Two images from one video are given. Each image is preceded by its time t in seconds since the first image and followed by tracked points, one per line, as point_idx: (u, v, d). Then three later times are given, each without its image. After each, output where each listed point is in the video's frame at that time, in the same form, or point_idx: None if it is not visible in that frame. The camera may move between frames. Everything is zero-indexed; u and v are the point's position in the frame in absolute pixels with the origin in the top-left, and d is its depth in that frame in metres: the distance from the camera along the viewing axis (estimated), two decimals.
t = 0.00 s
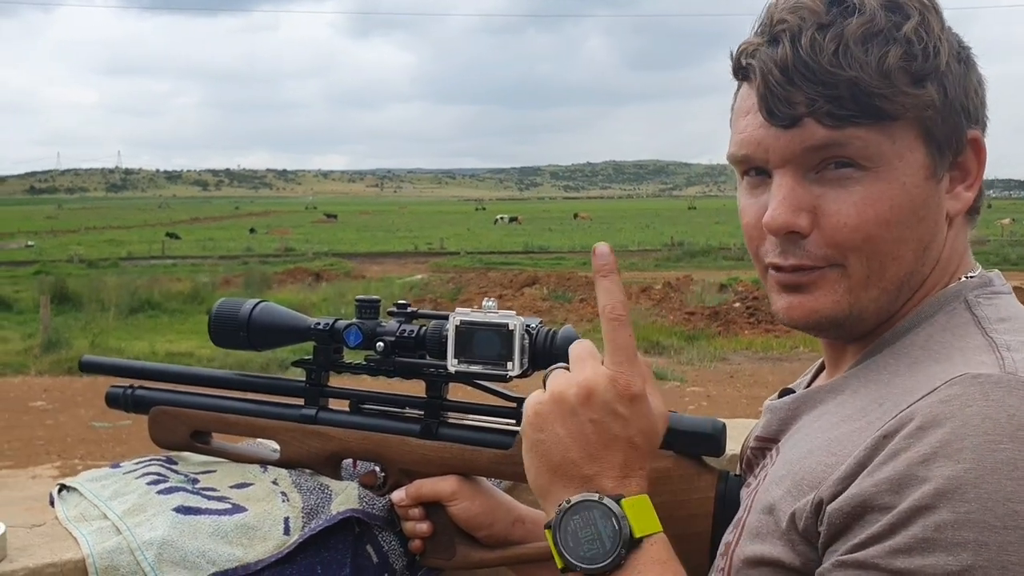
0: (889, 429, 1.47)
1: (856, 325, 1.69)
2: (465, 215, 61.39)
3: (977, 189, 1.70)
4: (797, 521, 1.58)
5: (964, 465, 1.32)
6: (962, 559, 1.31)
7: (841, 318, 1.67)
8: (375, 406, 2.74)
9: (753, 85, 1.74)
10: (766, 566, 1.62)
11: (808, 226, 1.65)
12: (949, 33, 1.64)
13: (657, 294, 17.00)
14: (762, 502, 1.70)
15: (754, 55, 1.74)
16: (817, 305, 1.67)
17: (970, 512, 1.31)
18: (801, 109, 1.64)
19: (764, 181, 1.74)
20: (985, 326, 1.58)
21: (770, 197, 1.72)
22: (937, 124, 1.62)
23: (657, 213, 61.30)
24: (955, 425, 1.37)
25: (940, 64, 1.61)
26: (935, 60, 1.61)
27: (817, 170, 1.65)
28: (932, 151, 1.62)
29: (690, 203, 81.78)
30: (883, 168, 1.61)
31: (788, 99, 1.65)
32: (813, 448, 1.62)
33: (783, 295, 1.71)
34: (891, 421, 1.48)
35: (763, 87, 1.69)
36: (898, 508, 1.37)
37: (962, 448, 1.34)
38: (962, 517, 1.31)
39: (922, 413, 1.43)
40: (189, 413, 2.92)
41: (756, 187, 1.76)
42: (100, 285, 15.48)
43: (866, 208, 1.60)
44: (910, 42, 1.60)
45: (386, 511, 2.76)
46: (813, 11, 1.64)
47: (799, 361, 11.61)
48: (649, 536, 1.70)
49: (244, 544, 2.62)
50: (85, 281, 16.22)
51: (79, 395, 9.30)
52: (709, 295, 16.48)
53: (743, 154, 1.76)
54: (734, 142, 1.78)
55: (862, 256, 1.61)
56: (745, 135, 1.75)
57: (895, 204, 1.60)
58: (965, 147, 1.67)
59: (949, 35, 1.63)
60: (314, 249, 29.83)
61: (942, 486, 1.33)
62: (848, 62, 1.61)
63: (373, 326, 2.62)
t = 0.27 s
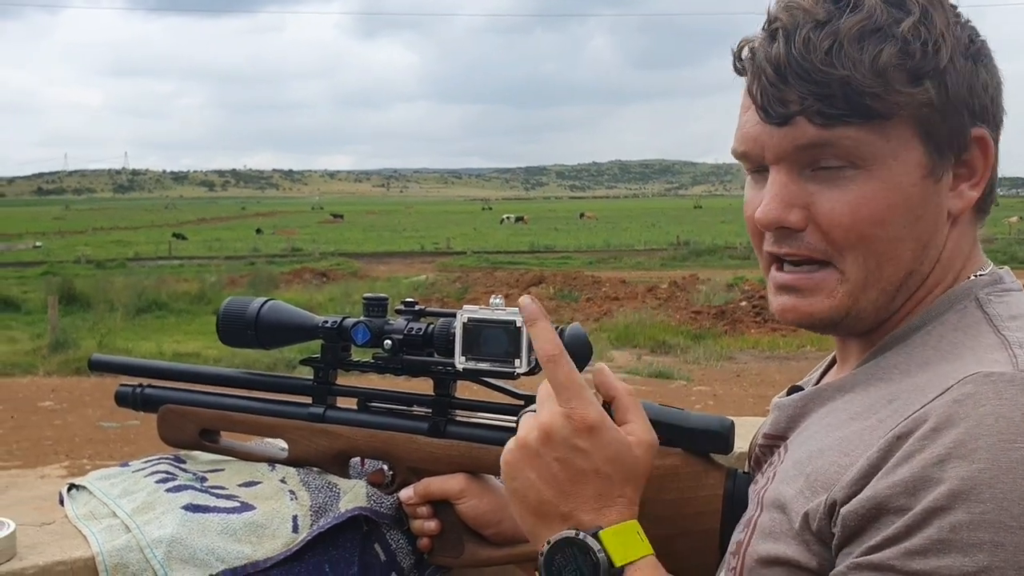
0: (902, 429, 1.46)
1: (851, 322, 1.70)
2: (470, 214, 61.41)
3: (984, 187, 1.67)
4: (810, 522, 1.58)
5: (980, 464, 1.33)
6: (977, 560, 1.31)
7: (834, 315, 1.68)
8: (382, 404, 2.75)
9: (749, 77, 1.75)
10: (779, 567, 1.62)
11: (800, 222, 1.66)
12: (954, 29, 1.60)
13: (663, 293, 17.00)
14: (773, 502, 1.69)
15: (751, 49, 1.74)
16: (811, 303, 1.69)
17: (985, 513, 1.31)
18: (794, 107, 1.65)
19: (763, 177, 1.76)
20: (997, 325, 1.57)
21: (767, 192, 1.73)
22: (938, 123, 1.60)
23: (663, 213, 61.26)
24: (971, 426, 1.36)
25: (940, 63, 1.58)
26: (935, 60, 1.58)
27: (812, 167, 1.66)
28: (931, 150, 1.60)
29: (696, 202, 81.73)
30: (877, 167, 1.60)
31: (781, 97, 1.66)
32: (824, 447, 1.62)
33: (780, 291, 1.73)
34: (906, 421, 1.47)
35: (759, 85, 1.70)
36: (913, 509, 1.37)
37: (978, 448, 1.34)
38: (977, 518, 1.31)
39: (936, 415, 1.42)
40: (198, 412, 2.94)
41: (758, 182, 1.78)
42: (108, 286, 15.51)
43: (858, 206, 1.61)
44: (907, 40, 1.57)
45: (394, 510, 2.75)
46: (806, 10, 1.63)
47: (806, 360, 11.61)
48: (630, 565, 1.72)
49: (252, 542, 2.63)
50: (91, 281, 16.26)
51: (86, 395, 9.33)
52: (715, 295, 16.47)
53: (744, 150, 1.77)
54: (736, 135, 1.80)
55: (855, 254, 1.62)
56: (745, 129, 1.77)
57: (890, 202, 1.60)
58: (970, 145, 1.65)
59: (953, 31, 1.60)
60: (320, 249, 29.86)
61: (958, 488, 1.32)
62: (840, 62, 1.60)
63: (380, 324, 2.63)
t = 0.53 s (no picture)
0: (899, 422, 1.46)
1: (858, 322, 1.69)
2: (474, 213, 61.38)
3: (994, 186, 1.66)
4: (816, 514, 1.57)
5: (961, 455, 1.32)
6: (943, 545, 1.31)
7: (840, 316, 1.67)
8: (384, 403, 2.74)
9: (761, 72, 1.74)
10: (785, 565, 1.61)
11: (810, 223, 1.64)
12: (970, 24, 1.59)
13: (667, 292, 16.98)
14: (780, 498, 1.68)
15: (764, 43, 1.73)
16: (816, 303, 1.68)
17: (955, 501, 1.30)
18: (806, 104, 1.63)
19: (772, 174, 1.74)
20: (1004, 323, 1.55)
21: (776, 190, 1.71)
22: (950, 121, 1.59)
23: (667, 212, 61.16)
24: (960, 417, 1.36)
25: (957, 60, 1.57)
26: (950, 57, 1.57)
27: (822, 166, 1.64)
28: (943, 150, 1.59)
29: (700, 200, 81.63)
30: (889, 168, 1.59)
31: (793, 95, 1.64)
32: (833, 441, 1.62)
33: (785, 290, 1.71)
34: (907, 414, 1.47)
35: (772, 82, 1.68)
36: (893, 493, 1.38)
37: (962, 440, 1.33)
38: (947, 505, 1.31)
39: (934, 407, 1.42)
40: (201, 411, 2.94)
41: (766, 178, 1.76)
42: (112, 285, 15.54)
43: (868, 207, 1.59)
44: (922, 36, 1.57)
45: (396, 508, 2.76)
46: (823, 6, 1.62)
47: (811, 358, 11.59)
48: (654, 531, 1.74)
49: (254, 540, 2.63)
50: (96, 281, 16.28)
51: (91, 395, 9.34)
52: (720, 293, 16.44)
53: (754, 147, 1.75)
54: (745, 133, 1.78)
55: (865, 255, 1.61)
56: (755, 126, 1.75)
57: (901, 202, 1.59)
58: (983, 143, 1.64)
59: (969, 27, 1.59)
60: (324, 249, 29.86)
61: (938, 473, 1.33)
62: (855, 59, 1.59)
63: (381, 323, 2.62)
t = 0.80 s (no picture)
0: (889, 424, 1.46)
1: (817, 315, 1.72)
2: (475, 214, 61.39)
3: (966, 187, 1.63)
4: (805, 515, 1.56)
5: (954, 458, 1.32)
6: (939, 551, 1.31)
7: (797, 307, 1.71)
8: (381, 401, 2.73)
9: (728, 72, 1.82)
10: (774, 564, 1.60)
11: (763, 216, 1.70)
12: (930, 23, 1.57)
13: (668, 292, 16.98)
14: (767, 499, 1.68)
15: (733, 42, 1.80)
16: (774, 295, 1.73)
17: (951, 506, 1.30)
18: (755, 106, 1.70)
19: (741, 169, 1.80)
20: (991, 321, 1.54)
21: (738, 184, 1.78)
22: (902, 123, 1.58)
23: (668, 212, 61.15)
24: (951, 421, 1.35)
25: (909, 62, 1.56)
26: (902, 58, 1.56)
27: (776, 163, 1.69)
28: (895, 152, 1.59)
29: (702, 202, 81.61)
30: (835, 167, 1.62)
31: (746, 96, 1.71)
32: (819, 441, 1.62)
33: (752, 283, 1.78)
34: (896, 415, 1.46)
35: (732, 82, 1.76)
36: (885, 498, 1.38)
37: (955, 443, 1.33)
38: (943, 510, 1.30)
39: (924, 409, 1.41)
40: (199, 410, 2.94)
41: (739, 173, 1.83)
42: (113, 286, 15.57)
43: (813, 205, 1.64)
44: (869, 40, 1.57)
45: (393, 507, 2.76)
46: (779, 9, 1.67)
47: (811, 358, 11.58)
48: (654, 544, 1.74)
49: (251, 539, 2.63)
50: (97, 282, 16.31)
51: (92, 395, 9.36)
52: (720, 293, 16.42)
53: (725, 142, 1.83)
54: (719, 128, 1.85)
55: (814, 250, 1.65)
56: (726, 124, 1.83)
57: (846, 202, 1.61)
58: (949, 144, 1.60)
59: (930, 26, 1.57)
60: (325, 249, 29.89)
61: (930, 478, 1.32)
62: (798, 63, 1.64)
63: (379, 322, 2.62)
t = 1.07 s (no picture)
0: (890, 429, 1.48)
1: (809, 305, 1.76)
2: (475, 214, 61.46)
3: (957, 183, 1.64)
4: (809, 521, 1.58)
5: (960, 465, 1.34)
6: (955, 559, 1.33)
7: (788, 297, 1.76)
8: (382, 398, 2.74)
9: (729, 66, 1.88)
10: (780, 568, 1.63)
11: (756, 207, 1.76)
12: (921, 16, 1.58)
13: (666, 293, 17.02)
14: (771, 503, 1.70)
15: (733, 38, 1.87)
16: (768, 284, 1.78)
17: (962, 515, 1.33)
18: (748, 99, 1.76)
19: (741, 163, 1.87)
20: (991, 319, 1.56)
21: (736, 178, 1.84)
22: (888, 116, 1.61)
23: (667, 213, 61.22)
24: (953, 426, 1.38)
25: (894, 56, 1.59)
26: (887, 52, 1.59)
27: (769, 156, 1.74)
28: (882, 146, 1.62)
29: (701, 204, 81.68)
30: (822, 159, 1.67)
31: (740, 89, 1.78)
32: (818, 442, 1.64)
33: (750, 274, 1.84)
34: (894, 421, 1.48)
35: (729, 77, 1.83)
36: (894, 508, 1.40)
37: (959, 449, 1.35)
38: (954, 520, 1.33)
39: (924, 414, 1.43)
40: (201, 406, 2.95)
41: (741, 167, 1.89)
42: (114, 286, 15.59)
43: (802, 195, 1.68)
44: (856, 33, 1.61)
45: (393, 503, 2.80)
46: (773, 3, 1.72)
47: (809, 359, 11.60)
48: None
49: (251, 536, 2.66)
50: (97, 282, 16.34)
51: (93, 395, 9.39)
52: (719, 294, 16.46)
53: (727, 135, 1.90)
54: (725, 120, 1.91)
55: (802, 241, 1.70)
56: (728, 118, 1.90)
57: (832, 194, 1.65)
58: (939, 139, 1.61)
59: (920, 19, 1.58)
60: (325, 250, 29.93)
61: (937, 487, 1.35)
62: (788, 55, 1.68)
63: (380, 318, 2.65)
